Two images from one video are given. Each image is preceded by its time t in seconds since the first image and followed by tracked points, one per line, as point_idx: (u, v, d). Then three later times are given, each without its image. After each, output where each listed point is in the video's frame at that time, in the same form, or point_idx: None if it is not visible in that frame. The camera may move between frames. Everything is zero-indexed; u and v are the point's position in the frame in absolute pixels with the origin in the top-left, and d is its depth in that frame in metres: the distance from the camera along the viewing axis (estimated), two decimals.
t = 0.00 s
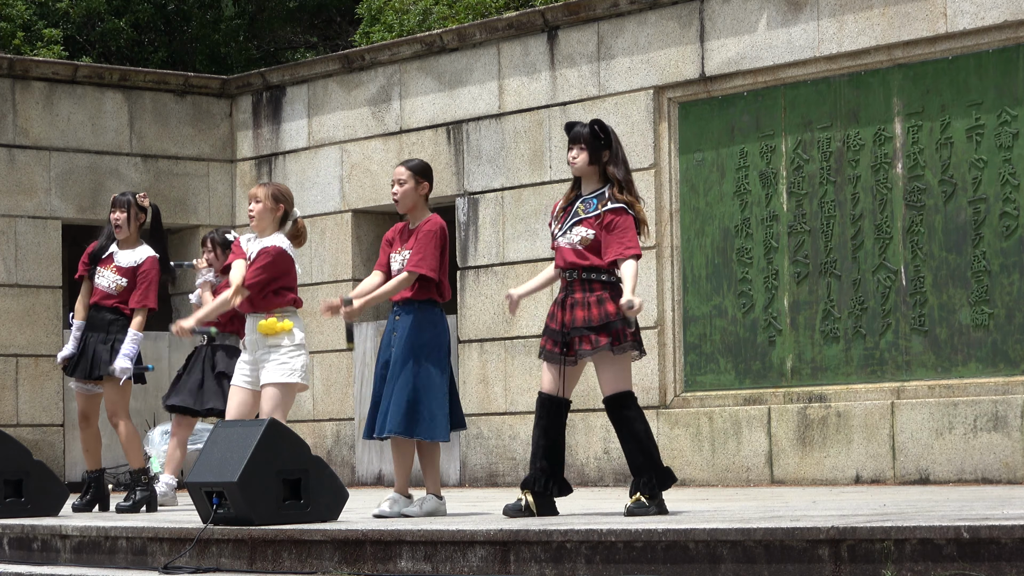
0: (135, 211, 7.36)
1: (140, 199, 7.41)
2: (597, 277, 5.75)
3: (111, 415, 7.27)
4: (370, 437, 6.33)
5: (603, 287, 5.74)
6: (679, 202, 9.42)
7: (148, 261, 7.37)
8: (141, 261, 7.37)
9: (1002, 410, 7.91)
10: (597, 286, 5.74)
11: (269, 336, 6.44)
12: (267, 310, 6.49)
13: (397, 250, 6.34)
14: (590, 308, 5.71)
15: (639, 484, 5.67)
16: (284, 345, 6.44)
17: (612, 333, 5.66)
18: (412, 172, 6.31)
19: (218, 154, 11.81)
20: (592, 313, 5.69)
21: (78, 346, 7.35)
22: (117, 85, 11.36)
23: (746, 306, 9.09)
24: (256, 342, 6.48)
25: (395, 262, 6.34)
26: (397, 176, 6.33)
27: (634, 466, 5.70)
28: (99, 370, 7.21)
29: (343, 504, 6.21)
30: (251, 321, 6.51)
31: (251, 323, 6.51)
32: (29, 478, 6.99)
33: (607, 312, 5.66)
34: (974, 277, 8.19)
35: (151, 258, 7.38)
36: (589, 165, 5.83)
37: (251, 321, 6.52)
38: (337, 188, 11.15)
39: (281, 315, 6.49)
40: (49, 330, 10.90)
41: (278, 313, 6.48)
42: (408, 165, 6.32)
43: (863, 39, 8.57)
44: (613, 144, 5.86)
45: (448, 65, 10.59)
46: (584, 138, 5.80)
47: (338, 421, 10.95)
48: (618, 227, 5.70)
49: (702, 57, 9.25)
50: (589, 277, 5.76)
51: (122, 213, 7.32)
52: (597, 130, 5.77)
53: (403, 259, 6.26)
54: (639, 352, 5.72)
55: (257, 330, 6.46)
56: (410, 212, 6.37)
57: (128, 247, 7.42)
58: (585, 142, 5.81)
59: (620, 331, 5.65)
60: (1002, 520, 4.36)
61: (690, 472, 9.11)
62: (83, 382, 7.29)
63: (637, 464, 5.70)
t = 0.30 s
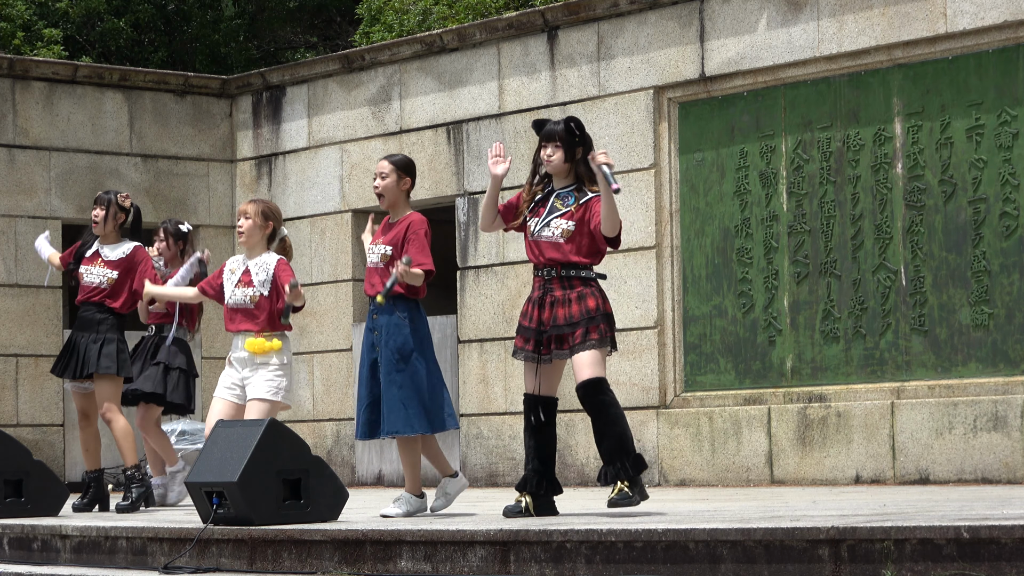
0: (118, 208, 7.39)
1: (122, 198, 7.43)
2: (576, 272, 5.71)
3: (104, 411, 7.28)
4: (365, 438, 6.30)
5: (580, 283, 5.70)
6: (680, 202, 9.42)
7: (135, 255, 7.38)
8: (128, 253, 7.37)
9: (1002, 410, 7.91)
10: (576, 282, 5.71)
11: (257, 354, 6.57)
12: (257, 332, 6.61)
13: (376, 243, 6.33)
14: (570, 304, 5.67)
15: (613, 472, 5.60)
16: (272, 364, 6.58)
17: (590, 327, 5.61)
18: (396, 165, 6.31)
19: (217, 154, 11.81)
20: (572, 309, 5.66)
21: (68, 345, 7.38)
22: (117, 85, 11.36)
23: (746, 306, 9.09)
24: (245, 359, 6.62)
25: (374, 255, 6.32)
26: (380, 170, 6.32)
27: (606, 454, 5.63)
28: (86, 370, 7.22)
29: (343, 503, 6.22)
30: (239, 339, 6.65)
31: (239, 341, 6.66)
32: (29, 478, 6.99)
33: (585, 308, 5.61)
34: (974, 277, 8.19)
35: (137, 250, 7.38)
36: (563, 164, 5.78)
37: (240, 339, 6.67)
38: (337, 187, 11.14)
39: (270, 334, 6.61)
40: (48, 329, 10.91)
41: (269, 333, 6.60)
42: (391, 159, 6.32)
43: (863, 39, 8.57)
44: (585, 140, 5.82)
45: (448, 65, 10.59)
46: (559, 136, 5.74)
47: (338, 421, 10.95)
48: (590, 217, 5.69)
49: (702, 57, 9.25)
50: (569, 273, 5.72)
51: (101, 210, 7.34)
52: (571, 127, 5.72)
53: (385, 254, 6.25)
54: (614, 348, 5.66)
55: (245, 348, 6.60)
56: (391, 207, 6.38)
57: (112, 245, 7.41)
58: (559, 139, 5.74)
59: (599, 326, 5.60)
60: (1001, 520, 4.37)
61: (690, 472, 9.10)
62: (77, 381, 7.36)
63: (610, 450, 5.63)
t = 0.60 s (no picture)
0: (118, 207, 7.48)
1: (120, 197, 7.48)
2: (578, 274, 5.69)
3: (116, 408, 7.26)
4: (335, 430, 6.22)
5: (582, 284, 5.68)
6: (680, 202, 9.42)
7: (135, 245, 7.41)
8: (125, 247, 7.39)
9: (1002, 410, 7.91)
10: (579, 285, 5.68)
11: (259, 301, 6.71)
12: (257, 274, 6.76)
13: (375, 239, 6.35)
14: (571, 305, 5.64)
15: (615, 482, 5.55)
16: (273, 310, 6.72)
17: (591, 332, 5.59)
18: (397, 164, 6.33)
19: (217, 154, 11.81)
20: (572, 311, 5.63)
21: (77, 345, 7.35)
22: (117, 85, 11.36)
23: (747, 307, 9.09)
24: (243, 307, 6.70)
25: (374, 251, 6.34)
26: (382, 169, 6.34)
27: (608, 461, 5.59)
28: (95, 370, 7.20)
29: (343, 503, 6.22)
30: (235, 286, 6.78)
31: (236, 289, 6.76)
32: (29, 478, 6.99)
33: (585, 311, 5.59)
34: (974, 277, 8.19)
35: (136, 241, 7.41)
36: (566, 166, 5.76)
37: (234, 288, 6.79)
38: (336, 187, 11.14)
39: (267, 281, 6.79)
40: (48, 329, 10.91)
41: (268, 278, 6.77)
42: (392, 159, 6.33)
43: (863, 39, 8.56)
44: (586, 140, 5.81)
45: (448, 65, 10.59)
46: (559, 138, 5.71)
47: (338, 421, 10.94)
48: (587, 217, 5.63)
49: (702, 57, 9.25)
50: (572, 275, 5.69)
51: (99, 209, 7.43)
52: (571, 127, 5.71)
53: (381, 247, 6.25)
54: (617, 350, 5.65)
55: (244, 295, 6.72)
56: (392, 204, 6.37)
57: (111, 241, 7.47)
58: (561, 141, 5.72)
59: (599, 331, 5.58)
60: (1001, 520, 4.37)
61: (690, 472, 9.10)
62: (85, 380, 7.35)
63: (617, 461, 5.57)
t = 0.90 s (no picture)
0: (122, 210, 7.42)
1: (126, 197, 7.43)
2: (577, 272, 5.68)
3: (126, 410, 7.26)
4: (336, 434, 6.17)
5: (580, 282, 5.66)
6: (680, 202, 9.42)
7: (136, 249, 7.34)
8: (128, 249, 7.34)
9: (1002, 410, 7.91)
10: (576, 282, 5.67)
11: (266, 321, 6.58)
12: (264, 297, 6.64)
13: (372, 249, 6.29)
14: (568, 303, 5.64)
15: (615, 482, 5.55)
16: (281, 331, 6.62)
17: (588, 328, 5.56)
18: (394, 172, 6.27)
19: (217, 154, 11.81)
20: (570, 308, 5.62)
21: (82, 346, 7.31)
22: (117, 85, 11.36)
23: (747, 307, 9.09)
24: (250, 325, 6.57)
25: (372, 261, 6.29)
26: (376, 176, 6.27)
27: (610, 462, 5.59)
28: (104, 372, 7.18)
29: (343, 504, 6.22)
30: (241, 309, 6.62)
31: (242, 308, 6.61)
32: (29, 478, 6.99)
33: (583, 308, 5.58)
34: (974, 277, 8.19)
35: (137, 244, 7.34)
36: (573, 166, 5.76)
37: (240, 308, 6.63)
38: (337, 187, 11.13)
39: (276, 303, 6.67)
40: (48, 329, 10.91)
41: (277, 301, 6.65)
42: (388, 167, 6.27)
43: (863, 39, 8.56)
44: (593, 142, 5.81)
45: (448, 65, 10.59)
46: (567, 138, 5.71)
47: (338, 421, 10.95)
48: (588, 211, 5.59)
49: (702, 57, 9.25)
50: (570, 272, 5.67)
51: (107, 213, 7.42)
52: (579, 127, 5.70)
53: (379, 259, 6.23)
54: (615, 349, 5.63)
55: (253, 313, 6.58)
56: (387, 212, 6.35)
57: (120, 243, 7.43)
58: (568, 141, 5.72)
59: (596, 328, 5.55)
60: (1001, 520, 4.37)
61: (691, 472, 9.10)
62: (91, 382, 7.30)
63: (617, 461, 5.56)
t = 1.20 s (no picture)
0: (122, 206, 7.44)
1: (125, 196, 7.44)
2: (569, 272, 5.66)
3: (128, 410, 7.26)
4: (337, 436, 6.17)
5: (573, 283, 5.65)
6: (680, 202, 9.42)
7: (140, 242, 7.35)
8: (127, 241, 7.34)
9: (1002, 410, 7.91)
10: (569, 283, 5.65)
11: (267, 322, 6.57)
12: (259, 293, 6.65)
13: (371, 239, 6.28)
14: (560, 304, 5.62)
15: (615, 483, 5.54)
16: (281, 332, 6.62)
17: (580, 331, 5.56)
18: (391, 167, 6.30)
19: (217, 154, 11.81)
20: (562, 310, 5.61)
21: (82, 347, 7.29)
22: (117, 85, 11.36)
23: (747, 307, 9.09)
24: (252, 327, 6.56)
25: (368, 251, 6.27)
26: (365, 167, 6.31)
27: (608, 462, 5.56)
28: (105, 373, 7.18)
29: (343, 504, 6.22)
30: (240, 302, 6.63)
31: (241, 308, 6.61)
32: (29, 478, 6.99)
33: (576, 310, 5.57)
34: (974, 277, 8.19)
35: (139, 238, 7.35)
36: (570, 166, 5.74)
37: (241, 305, 6.62)
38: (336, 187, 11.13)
39: (274, 302, 6.65)
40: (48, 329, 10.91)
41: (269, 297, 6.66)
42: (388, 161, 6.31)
43: (863, 39, 8.56)
44: (589, 143, 5.81)
45: (448, 65, 10.59)
46: (565, 138, 5.68)
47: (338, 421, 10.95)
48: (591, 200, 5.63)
49: (702, 57, 9.25)
50: (563, 273, 5.66)
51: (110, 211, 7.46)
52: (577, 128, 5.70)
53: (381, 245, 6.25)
54: (608, 351, 5.63)
55: (254, 315, 6.57)
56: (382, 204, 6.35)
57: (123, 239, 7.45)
58: (566, 141, 5.69)
59: (588, 330, 5.56)
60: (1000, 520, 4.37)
61: (691, 472, 9.10)
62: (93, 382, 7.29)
63: (616, 461, 5.55)
